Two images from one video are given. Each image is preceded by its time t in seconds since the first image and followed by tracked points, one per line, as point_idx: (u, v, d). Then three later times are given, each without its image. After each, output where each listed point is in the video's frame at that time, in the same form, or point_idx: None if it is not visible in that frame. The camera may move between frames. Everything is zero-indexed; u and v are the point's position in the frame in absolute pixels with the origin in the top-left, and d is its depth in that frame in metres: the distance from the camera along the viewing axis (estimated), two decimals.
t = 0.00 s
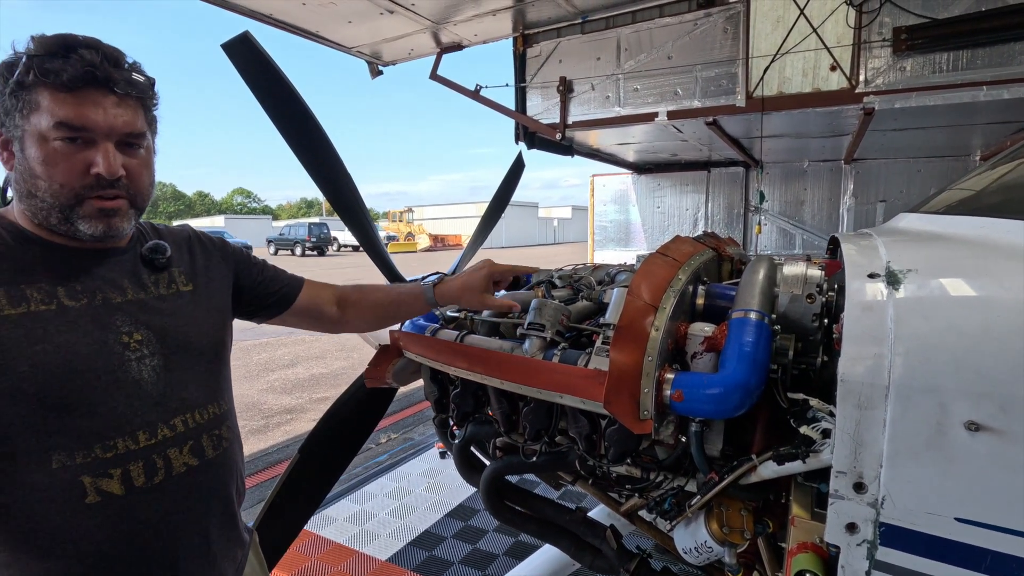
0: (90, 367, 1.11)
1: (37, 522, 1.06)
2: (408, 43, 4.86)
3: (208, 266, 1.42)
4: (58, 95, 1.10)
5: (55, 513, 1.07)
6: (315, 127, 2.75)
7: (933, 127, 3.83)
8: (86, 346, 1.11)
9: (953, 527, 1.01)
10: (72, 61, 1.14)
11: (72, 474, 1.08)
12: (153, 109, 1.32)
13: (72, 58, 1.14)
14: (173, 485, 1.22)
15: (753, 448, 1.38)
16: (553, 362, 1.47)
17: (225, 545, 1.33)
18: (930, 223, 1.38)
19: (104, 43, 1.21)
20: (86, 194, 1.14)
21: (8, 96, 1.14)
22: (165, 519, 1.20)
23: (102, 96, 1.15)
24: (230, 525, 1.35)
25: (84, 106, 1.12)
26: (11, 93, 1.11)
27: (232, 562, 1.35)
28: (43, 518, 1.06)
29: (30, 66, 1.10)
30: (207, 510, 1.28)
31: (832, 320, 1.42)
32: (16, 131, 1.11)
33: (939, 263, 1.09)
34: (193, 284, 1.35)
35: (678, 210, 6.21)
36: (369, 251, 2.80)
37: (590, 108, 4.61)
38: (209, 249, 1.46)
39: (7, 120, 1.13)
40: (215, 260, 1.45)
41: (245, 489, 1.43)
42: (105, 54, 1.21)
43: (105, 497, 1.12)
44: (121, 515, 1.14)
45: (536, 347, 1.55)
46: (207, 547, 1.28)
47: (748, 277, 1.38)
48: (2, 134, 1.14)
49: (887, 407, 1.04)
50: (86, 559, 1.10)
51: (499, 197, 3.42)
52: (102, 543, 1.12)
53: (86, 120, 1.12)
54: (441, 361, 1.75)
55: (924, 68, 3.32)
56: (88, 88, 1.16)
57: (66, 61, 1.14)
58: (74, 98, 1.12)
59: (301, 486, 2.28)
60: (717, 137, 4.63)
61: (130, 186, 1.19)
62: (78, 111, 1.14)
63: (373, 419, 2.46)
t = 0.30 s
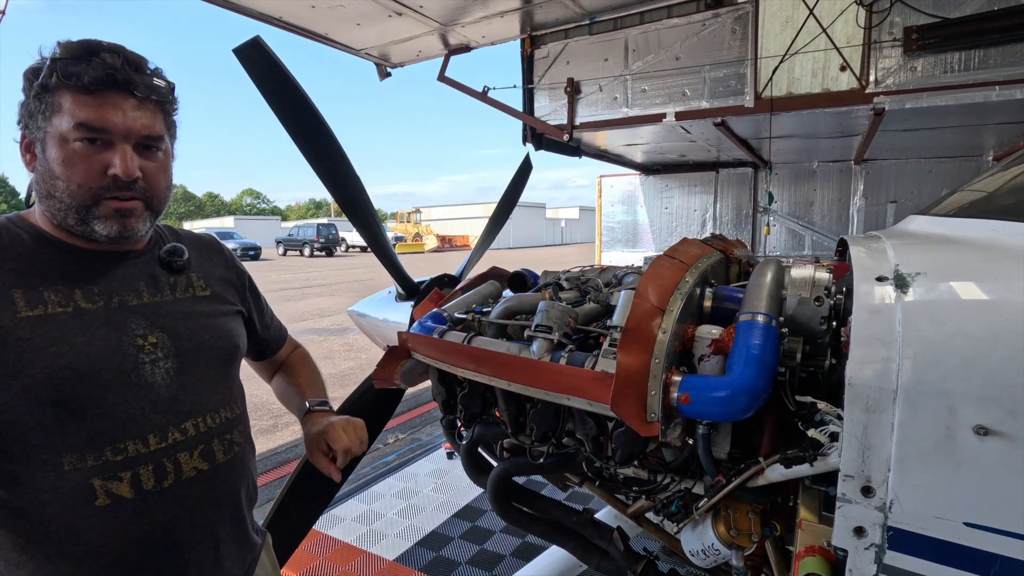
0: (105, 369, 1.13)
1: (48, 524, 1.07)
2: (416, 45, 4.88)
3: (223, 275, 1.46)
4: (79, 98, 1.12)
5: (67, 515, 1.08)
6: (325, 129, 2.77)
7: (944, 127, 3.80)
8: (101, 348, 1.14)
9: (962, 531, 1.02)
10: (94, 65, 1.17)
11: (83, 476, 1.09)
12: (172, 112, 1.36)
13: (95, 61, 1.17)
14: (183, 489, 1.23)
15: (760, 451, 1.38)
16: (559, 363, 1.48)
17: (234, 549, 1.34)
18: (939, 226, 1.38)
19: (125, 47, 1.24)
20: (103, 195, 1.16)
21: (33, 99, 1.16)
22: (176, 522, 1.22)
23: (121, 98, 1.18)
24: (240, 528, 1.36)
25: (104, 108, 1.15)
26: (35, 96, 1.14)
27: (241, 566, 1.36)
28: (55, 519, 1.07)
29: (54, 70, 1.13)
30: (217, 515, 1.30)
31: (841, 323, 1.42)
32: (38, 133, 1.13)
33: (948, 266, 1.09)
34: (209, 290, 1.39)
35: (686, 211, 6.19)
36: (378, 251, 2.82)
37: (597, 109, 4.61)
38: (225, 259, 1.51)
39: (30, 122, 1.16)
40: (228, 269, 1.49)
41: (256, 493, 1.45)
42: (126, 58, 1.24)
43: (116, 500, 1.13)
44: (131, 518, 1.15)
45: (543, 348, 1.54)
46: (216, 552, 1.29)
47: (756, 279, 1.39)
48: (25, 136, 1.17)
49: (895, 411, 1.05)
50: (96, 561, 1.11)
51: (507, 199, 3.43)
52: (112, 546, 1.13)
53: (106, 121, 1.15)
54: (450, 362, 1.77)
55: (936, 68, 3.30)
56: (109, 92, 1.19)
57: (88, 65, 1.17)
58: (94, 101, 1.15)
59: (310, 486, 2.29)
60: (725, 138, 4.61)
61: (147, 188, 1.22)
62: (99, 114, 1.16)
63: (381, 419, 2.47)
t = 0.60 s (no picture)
0: (114, 367, 1.14)
1: (53, 523, 1.07)
2: (423, 46, 4.89)
3: (231, 278, 1.47)
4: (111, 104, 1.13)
5: (72, 513, 1.09)
6: (332, 130, 2.78)
7: (955, 126, 3.76)
8: (111, 348, 1.14)
9: (974, 535, 1.01)
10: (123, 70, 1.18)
11: (88, 475, 1.10)
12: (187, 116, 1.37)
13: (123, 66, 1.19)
14: (188, 489, 1.24)
15: (768, 453, 1.37)
16: (565, 363, 1.48)
17: (237, 550, 1.34)
18: (950, 226, 1.36)
19: (147, 52, 1.26)
20: (131, 199, 1.18)
21: (54, 101, 1.16)
22: (180, 523, 1.22)
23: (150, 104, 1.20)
24: (243, 529, 1.36)
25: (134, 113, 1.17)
26: (60, 100, 1.14)
27: (243, 568, 1.36)
28: (61, 518, 1.08)
29: (84, 75, 1.14)
30: (222, 515, 1.30)
31: (851, 324, 1.40)
32: (64, 137, 1.14)
33: (961, 265, 1.08)
34: (217, 292, 1.40)
35: (693, 211, 6.17)
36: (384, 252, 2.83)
37: (604, 109, 4.60)
38: (232, 262, 1.52)
39: (52, 124, 1.16)
40: (236, 273, 1.50)
41: (260, 494, 1.45)
42: (148, 63, 1.25)
43: (119, 499, 1.13)
44: (136, 518, 1.16)
45: (550, 349, 1.54)
46: (218, 553, 1.29)
47: (765, 279, 1.37)
48: (44, 137, 1.16)
49: (906, 413, 1.04)
50: (101, 560, 1.11)
51: (513, 199, 3.43)
52: (116, 546, 1.13)
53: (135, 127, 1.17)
54: (456, 363, 1.77)
55: (947, 67, 3.26)
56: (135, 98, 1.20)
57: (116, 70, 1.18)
58: (123, 107, 1.16)
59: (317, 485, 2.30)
60: (733, 138, 4.59)
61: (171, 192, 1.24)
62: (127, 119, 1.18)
63: (387, 419, 2.48)
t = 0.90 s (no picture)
0: (128, 367, 1.16)
1: (67, 520, 1.09)
2: (430, 46, 4.90)
3: (239, 279, 1.49)
4: (121, 106, 1.14)
5: (86, 511, 1.10)
6: (340, 131, 2.80)
7: (966, 125, 3.72)
8: (125, 348, 1.16)
9: (984, 537, 1.00)
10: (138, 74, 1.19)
11: (103, 473, 1.11)
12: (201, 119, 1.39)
13: (138, 69, 1.20)
14: (198, 488, 1.25)
15: (776, 453, 1.37)
16: (572, 363, 1.48)
17: (244, 548, 1.35)
18: (959, 226, 1.35)
19: (162, 56, 1.27)
20: (136, 200, 1.19)
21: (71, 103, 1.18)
22: (190, 521, 1.23)
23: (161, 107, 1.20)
24: (251, 528, 1.38)
25: (145, 116, 1.18)
26: (75, 101, 1.16)
27: (249, 567, 1.37)
28: (75, 516, 1.09)
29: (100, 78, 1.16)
30: (230, 514, 1.32)
31: (859, 324, 1.40)
32: (76, 138, 1.15)
33: (972, 266, 1.07)
34: (226, 293, 1.41)
35: (700, 211, 6.15)
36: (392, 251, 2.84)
37: (611, 109, 4.59)
38: (241, 263, 1.53)
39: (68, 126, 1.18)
40: (244, 274, 1.51)
41: (267, 494, 1.46)
42: (163, 66, 1.27)
43: (133, 497, 1.15)
44: (148, 516, 1.17)
45: (557, 349, 1.54)
46: (227, 551, 1.30)
47: (773, 280, 1.37)
48: (59, 138, 1.19)
49: (915, 414, 1.04)
50: (113, 557, 1.13)
51: (520, 199, 3.43)
52: (128, 543, 1.14)
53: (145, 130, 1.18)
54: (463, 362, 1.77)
55: (957, 65, 3.23)
56: (148, 101, 1.22)
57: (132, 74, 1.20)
58: (135, 109, 1.17)
59: (325, 484, 2.31)
60: (741, 137, 4.57)
61: (177, 195, 1.25)
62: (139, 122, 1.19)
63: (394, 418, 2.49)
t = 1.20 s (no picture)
0: (136, 367, 1.16)
1: (75, 519, 1.09)
2: (435, 46, 4.91)
3: (249, 279, 1.49)
4: (122, 99, 1.15)
5: (94, 510, 1.11)
6: (347, 130, 2.80)
7: (975, 124, 3.69)
8: (132, 347, 1.17)
9: (998, 538, 1.00)
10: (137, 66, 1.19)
11: (110, 473, 1.12)
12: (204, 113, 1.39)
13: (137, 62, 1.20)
14: (206, 488, 1.25)
15: (785, 453, 1.36)
16: (580, 363, 1.48)
17: (252, 549, 1.35)
18: (971, 225, 1.34)
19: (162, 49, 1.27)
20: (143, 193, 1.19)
21: (73, 100, 1.19)
22: (198, 521, 1.24)
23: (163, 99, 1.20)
24: (259, 529, 1.38)
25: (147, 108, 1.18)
26: (77, 97, 1.17)
27: (257, 567, 1.38)
28: (83, 515, 1.10)
29: (98, 71, 1.15)
30: (238, 515, 1.32)
31: (869, 324, 1.39)
32: (82, 134, 1.16)
33: (984, 265, 1.07)
34: (236, 293, 1.42)
35: (706, 211, 6.12)
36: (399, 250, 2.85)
37: (617, 108, 4.57)
38: (251, 263, 1.54)
39: (72, 122, 1.18)
40: (254, 272, 1.52)
41: (275, 494, 1.46)
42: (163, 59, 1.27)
43: (140, 497, 1.15)
44: (156, 516, 1.18)
45: (564, 348, 1.54)
46: (235, 551, 1.31)
47: (781, 279, 1.37)
48: (64, 135, 1.19)
49: (927, 414, 1.03)
50: (121, 557, 1.13)
51: (527, 198, 3.43)
52: (136, 543, 1.15)
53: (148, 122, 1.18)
54: (471, 361, 1.77)
55: (967, 63, 3.19)
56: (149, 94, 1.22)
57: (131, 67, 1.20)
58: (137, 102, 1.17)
59: (331, 483, 2.32)
60: (747, 137, 4.55)
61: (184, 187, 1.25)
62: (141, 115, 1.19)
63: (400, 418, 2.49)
